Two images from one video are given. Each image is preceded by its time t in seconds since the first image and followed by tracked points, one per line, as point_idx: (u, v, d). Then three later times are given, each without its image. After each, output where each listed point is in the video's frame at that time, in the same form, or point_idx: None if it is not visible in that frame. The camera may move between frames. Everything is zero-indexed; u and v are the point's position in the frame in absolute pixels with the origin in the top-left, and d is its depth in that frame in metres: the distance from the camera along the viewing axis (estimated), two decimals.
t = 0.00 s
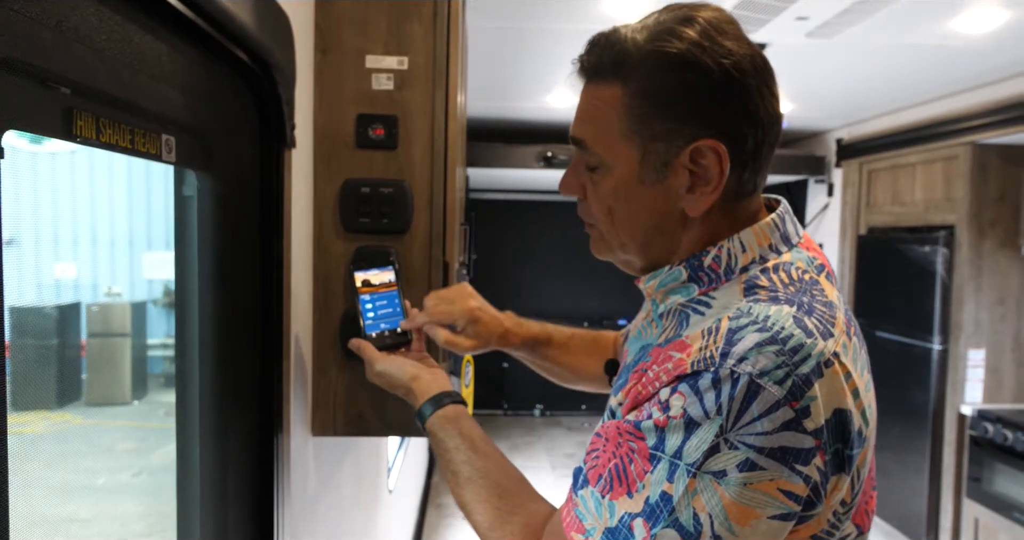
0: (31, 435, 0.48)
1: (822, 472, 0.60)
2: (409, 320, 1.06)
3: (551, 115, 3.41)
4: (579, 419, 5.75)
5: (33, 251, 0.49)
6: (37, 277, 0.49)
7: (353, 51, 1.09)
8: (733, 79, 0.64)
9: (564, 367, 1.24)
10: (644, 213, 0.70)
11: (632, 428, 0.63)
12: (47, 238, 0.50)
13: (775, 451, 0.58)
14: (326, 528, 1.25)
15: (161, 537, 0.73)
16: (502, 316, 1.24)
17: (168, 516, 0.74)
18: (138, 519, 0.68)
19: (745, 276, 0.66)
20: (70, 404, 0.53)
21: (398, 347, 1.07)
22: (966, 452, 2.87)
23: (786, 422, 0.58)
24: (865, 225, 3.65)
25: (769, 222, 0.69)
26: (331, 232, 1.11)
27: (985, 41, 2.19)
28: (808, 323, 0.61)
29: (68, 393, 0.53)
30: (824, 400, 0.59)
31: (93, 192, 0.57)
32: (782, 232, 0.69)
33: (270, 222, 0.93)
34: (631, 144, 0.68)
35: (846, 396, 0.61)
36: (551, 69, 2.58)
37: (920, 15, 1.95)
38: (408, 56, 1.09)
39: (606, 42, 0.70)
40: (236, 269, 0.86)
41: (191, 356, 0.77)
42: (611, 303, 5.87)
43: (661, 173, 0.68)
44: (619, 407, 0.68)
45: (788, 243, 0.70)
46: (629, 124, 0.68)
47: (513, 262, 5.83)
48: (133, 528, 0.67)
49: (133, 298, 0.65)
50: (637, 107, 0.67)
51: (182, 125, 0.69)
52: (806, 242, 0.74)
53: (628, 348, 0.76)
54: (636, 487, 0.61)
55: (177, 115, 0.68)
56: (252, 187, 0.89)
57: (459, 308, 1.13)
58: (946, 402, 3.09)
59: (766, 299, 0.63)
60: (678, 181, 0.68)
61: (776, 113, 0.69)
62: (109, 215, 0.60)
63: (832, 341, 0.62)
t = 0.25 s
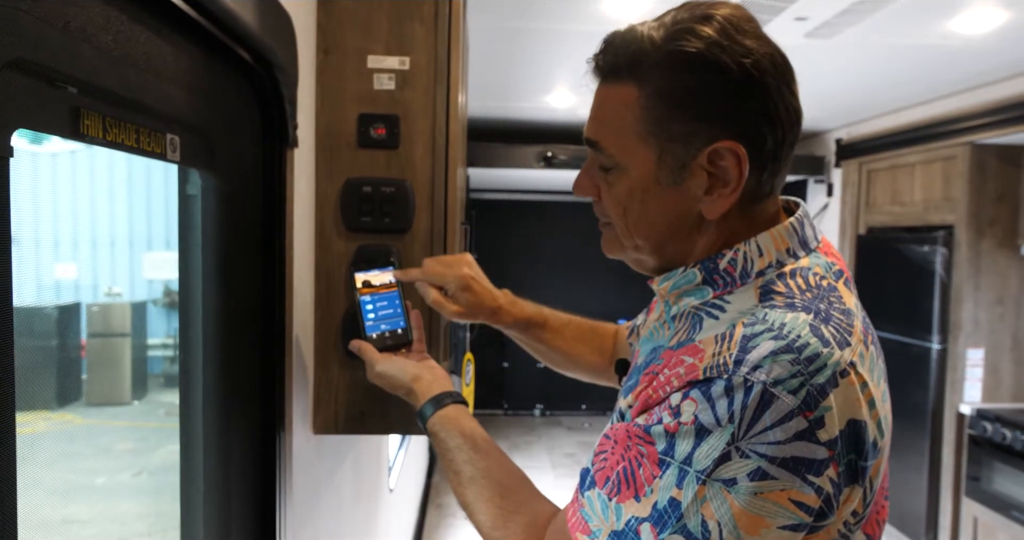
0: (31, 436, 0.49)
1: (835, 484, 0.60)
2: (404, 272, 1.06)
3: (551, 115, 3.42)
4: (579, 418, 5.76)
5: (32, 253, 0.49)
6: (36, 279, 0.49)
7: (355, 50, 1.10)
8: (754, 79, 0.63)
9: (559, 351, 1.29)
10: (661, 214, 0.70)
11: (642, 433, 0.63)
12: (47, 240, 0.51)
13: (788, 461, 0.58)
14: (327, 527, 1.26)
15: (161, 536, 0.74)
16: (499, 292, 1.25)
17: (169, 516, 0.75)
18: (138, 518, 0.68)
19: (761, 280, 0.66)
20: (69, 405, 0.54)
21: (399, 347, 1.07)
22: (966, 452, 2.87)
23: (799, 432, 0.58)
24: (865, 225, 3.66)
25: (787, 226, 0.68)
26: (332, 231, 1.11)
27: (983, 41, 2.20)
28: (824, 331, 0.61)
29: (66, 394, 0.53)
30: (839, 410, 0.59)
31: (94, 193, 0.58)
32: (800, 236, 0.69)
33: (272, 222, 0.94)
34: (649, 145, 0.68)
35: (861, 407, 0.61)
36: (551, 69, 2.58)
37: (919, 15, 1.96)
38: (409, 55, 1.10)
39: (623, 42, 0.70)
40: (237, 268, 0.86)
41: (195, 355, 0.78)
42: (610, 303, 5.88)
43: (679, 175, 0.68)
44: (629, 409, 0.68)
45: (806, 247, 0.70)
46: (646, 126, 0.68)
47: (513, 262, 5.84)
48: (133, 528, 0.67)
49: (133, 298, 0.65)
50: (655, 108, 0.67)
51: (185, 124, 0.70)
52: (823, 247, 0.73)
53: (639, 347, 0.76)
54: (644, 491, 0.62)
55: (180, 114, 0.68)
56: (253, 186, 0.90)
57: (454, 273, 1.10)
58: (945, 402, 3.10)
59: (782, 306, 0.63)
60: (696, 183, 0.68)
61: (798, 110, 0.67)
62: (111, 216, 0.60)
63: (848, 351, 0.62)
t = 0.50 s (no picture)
0: (32, 436, 0.49)
1: (838, 493, 0.57)
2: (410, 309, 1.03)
3: (550, 115, 3.43)
4: (579, 418, 5.76)
5: (31, 254, 0.49)
6: (35, 278, 0.49)
7: (355, 49, 1.10)
8: (768, 76, 0.59)
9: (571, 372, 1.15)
10: (667, 217, 0.65)
11: (644, 434, 0.61)
12: (46, 240, 0.51)
13: (791, 469, 0.56)
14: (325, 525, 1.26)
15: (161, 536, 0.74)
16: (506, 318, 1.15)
17: (169, 515, 0.75)
18: (138, 517, 0.69)
19: (768, 282, 0.62)
20: (69, 404, 0.54)
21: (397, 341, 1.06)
22: (965, 451, 2.87)
23: (804, 440, 0.55)
24: (864, 224, 3.66)
25: (795, 227, 0.64)
26: (331, 229, 1.11)
27: (982, 40, 2.20)
28: (833, 338, 0.58)
29: (66, 394, 0.54)
30: (846, 419, 0.57)
31: (93, 194, 0.58)
32: (809, 239, 0.65)
33: (272, 222, 0.94)
34: (655, 144, 0.63)
35: (868, 415, 0.58)
36: (550, 69, 2.59)
37: (917, 15, 1.97)
38: (409, 54, 1.10)
39: (627, 36, 0.64)
40: (237, 267, 0.86)
41: (194, 353, 0.78)
42: (610, 303, 5.88)
43: (688, 175, 0.62)
44: (631, 410, 0.65)
45: (815, 250, 0.66)
46: (652, 123, 0.63)
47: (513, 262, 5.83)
48: (133, 529, 0.67)
49: (132, 298, 0.65)
50: (662, 105, 0.62)
51: (184, 121, 0.69)
52: (832, 248, 0.69)
53: (641, 348, 0.72)
54: (643, 493, 0.60)
55: (178, 112, 0.68)
56: (253, 185, 0.90)
57: (460, 306, 1.08)
58: (944, 401, 3.10)
59: (789, 311, 0.59)
60: (705, 184, 0.62)
61: (811, 107, 0.63)
62: (109, 216, 0.61)
63: (857, 358, 0.59)
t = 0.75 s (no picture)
0: (31, 436, 0.49)
1: (836, 500, 0.57)
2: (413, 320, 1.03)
3: (550, 116, 3.44)
4: (578, 419, 5.76)
5: (31, 253, 0.49)
6: (35, 279, 0.49)
7: (354, 50, 1.10)
8: (768, 79, 0.59)
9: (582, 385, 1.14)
10: (669, 219, 0.65)
11: (642, 437, 0.61)
12: (45, 239, 0.51)
13: (788, 475, 0.56)
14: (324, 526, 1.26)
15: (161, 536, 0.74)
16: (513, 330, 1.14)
17: (169, 515, 0.75)
18: (137, 517, 0.69)
19: (766, 287, 0.62)
20: (68, 405, 0.54)
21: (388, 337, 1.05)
22: (964, 451, 2.88)
23: (801, 447, 0.56)
24: (863, 225, 3.67)
25: (793, 231, 0.64)
26: (331, 230, 1.12)
27: (980, 41, 2.21)
28: (831, 345, 0.58)
29: (65, 393, 0.54)
30: (844, 426, 0.57)
31: (92, 194, 0.58)
32: (806, 242, 0.65)
33: (272, 224, 0.94)
34: (656, 147, 0.63)
35: (866, 422, 0.59)
36: (548, 69, 2.59)
37: (914, 16, 1.97)
38: (408, 55, 1.10)
39: (626, 38, 0.65)
40: (237, 268, 0.87)
41: (194, 354, 0.78)
42: (609, 303, 5.89)
43: (689, 178, 0.62)
44: (629, 412, 0.66)
45: (813, 253, 0.65)
46: (653, 126, 0.63)
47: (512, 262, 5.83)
48: (132, 528, 0.68)
49: (130, 299, 0.66)
50: (662, 108, 0.62)
51: (184, 123, 0.70)
52: (830, 251, 0.69)
53: (642, 349, 0.72)
54: (640, 494, 0.60)
55: (177, 114, 0.68)
56: (252, 186, 0.90)
57: (466, 318, 1.07)
58: (943, 402, 3.11)
59: (788, 319, 0.59)
60: (706, 186, 0.63)
61: (812, 109, 0.63)
62: (108, 217, 0.61)
63: (856, 365, 0.59)
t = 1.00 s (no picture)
0: (28, 437, 0.48)
1: (840, 500, 0.56)
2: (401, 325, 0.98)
3: (550, 115, 3.43)
4: (578, 418, 5.76)
5: (28, 252, 0.48)
6: (33, 277, 0.49)
7: (357, 47, 1.10)
8: (782, 74, 0.58)
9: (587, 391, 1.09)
10: (680, 217, 0.64)
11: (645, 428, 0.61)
12: (43, 239, 0.50)
13: (789, 473, 0.55)
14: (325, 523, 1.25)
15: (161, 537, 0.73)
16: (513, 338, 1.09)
17: (169, 515, 0.75)
18: (136, 519, 0.68)
19: (773, 285, 0.61)
20: (66, 404, 0.54)
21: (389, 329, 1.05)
22: (964, 451, 2.87)
23: (805, 447, 0.55)
24: (863, 224, 3.66)
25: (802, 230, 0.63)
26: (333, 228, 1.11)
27: (982, 41, 2.20)
28: (837, 345, 0.58)
29: (64, 393, 0.53)
30: (850, 427, 0.56)
31: (91, 190, 0.57)
32: (814, 241, 0.64)
33: (274, 221, 0.94)
34: (668, 143, 0.62)
35: (873, 423, 0.58)
36: (549, 68, 2.59)
37: (917, 15, 1.97)
38: (410, 52, 1.10)
39: (638, 34, 0.64)
40: (239, 265, 0.86)
41: (196, 352, 0.78)
42: (609, 303, 5.88)
43: (700, 174, 0.62)
44: (632, 405, 0.65)
45: (821, 252, 0.65)
46: (664, 122, 0.62)
47: (512, 262, 5.83)
48: (132, 528, 0.67)
49: (129, 298, 0.64)
50: (674, 104, 0.61)
51: (186, 119, 0.69)
52: (838, 250, 0.68)
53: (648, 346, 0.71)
54: (641, 483, 0.60)
55: (180, 109, 0.67)
56: (254, 183, 0.89)
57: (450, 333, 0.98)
58: (943, 401, 3.10)
59: (795, 319, 0.59)
60: (718, 183, 0.62)
61: (825, 105, 0.62)
62: (107, 216, 0.60)
63: (863, 365, 0.58)
